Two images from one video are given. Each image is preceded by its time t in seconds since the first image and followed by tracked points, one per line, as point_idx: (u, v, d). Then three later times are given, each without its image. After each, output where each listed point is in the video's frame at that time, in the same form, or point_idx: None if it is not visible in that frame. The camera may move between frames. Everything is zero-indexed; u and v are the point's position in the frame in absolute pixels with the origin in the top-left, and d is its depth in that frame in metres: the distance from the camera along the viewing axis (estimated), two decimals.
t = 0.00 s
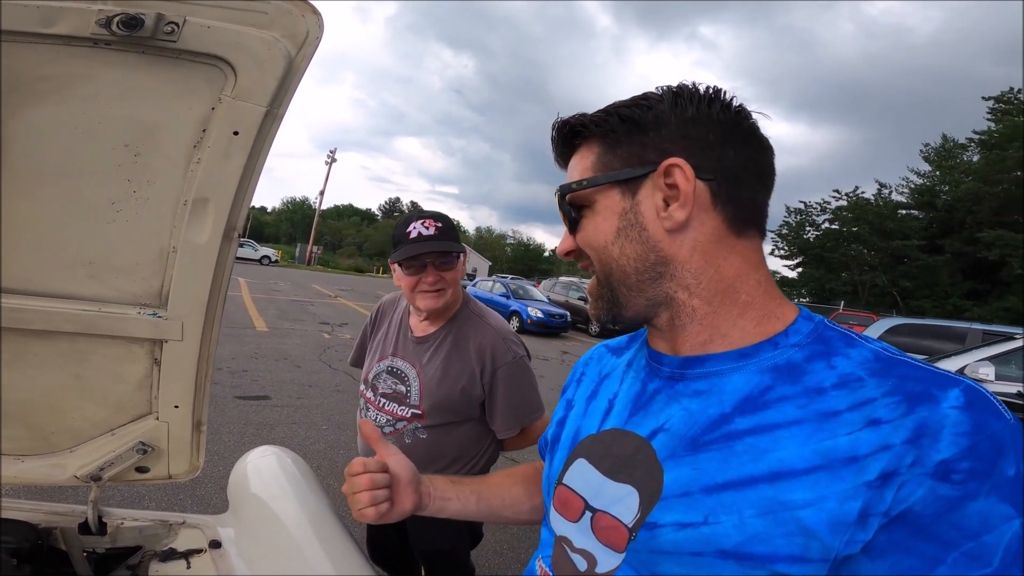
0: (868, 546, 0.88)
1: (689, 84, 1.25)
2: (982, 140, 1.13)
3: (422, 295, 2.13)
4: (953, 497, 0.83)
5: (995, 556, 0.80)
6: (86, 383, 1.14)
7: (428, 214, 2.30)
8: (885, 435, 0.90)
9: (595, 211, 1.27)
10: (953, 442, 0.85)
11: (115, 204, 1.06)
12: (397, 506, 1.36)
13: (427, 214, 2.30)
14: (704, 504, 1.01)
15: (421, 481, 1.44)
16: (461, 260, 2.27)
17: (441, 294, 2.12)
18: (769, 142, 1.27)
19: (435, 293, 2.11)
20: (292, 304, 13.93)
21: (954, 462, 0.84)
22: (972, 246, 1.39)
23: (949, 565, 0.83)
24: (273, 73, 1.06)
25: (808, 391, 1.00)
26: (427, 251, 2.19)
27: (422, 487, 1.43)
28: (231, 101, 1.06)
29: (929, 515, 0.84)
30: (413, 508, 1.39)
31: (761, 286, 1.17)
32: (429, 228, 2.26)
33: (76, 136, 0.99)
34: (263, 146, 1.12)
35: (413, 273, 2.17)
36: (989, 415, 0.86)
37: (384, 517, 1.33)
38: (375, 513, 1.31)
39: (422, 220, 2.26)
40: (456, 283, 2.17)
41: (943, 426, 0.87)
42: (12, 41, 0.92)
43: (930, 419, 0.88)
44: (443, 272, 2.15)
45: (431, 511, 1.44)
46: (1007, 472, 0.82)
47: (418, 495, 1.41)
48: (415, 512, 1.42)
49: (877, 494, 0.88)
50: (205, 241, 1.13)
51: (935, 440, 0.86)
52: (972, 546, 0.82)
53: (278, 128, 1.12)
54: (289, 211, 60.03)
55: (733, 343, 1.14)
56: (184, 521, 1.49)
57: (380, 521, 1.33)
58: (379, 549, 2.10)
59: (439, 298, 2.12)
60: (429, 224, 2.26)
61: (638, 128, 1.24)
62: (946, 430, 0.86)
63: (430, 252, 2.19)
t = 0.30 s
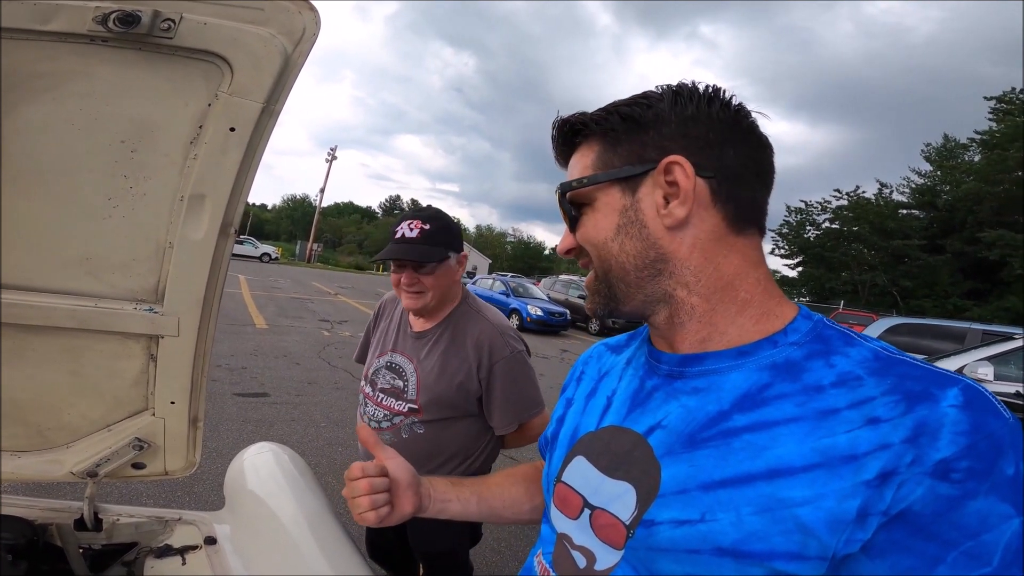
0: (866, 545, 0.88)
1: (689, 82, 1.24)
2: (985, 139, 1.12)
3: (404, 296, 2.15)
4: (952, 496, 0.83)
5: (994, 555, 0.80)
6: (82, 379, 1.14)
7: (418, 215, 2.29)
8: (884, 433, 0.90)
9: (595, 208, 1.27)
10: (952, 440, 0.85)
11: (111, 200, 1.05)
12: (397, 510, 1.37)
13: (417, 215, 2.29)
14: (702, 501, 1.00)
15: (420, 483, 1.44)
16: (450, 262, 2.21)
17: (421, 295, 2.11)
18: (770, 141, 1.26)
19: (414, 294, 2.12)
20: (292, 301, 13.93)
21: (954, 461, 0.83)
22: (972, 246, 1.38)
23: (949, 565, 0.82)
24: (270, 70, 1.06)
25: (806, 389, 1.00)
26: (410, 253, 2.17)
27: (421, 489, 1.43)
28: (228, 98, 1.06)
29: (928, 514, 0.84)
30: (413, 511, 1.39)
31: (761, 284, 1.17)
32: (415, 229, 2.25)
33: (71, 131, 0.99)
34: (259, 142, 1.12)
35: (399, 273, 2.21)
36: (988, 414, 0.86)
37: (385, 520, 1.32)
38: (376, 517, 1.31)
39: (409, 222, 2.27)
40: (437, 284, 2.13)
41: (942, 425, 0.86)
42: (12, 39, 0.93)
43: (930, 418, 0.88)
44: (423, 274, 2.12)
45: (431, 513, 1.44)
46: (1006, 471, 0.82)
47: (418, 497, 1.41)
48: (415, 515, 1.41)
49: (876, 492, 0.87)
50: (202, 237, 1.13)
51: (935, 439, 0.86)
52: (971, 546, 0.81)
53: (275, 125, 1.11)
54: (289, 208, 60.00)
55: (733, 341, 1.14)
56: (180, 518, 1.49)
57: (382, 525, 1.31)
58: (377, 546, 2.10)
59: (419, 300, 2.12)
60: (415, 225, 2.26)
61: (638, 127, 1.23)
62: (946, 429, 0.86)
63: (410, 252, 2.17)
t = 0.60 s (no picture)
0: (868, 546, 0.88)
1: (693, 82, 1.24)
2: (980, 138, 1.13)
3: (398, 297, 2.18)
4: (954, 496, 0.83)
5: (996, 556, 0.80)
6: (77, 379, 1.13)
7: (414, 218, 2.24)
8: (885, 434, 0.89)
9: (598, 206, 1.26)
10: (954, 441, 0.85)
11: (105, 199, 1.04)
12: (399, 512, 1.36)
13: (413, 218, 2.24)
14: (703, 501, 1.00)
15: (422, 484, 1.43)
16: (440, 270, 2.12)
17: (410, 300, 2.12)
18: (773, 141, 1.26)
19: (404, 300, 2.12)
20: (289, 299, 13.90)
21: (955, 462, 0.83)
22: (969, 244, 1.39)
23: (950, 565, 0.82)
24: (265, 67, 1.05)
25: (807, 390, 1.00)
26: (401, 255, 2.13)
27: (423, 490, 1.42)
28: (223, 96, 1.05)
29: (930, 515, 0.84)
30: (415, 512, 1.38)
31: (763, 284, 1.16)
32: (408, 234, 2.21)
33: (64, 130, 0.98)
34: (255, 141, 1.11)
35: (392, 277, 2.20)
36: (990, 415, 0.86)
37: (387, 522, 1.32)
38: (379, 518, 1.30)
39: (404, 226, 2.23)
40: (424, 291, 2.09)
41: (944, 426, 0.86)
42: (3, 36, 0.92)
43: (931, 419, 0.88)
44: (410, 280, 2.09)
45: (433, 514, 1.44)
46: (1009, 472, 0.81)
47: (420, 500, 1.40)
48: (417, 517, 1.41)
49: (878, 493, 0.87)
50: (197, 236, 1.12)
51: (936, 439, 0.86)
52: (973, 546, 0.81)
53: (271, 123, 1.10)
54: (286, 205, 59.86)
55: (735, 340, 1.14)
56: (177, 518, 1.48)
57: (384, 527, 1.31)
58: (375, 545, 2.10)
59: (409, 303, 2.13)
60: (410, 229, 2.22)
61: (641, 125, 1.23)
62: (947, 430, 0.86)
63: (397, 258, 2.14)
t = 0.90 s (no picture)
0: (868, 546, 0.88)
1: (699, 81, 1.25)
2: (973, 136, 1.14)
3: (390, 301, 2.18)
4: (954, 496, 0.83)
5: (995, 555, 0.81)
6: (71, 380, 1.12)
7: (395, 221, 2.24)
8: (886, 433, 0.89)
9: (608, 205, 1.24)
10: (954, 441, 0.85)
11: (97, 198, 1.03)
12: (396, 512, 1.35)
13: (394, 221, 2.24)
14: (703, 501, 1.00)
15: (419, 485, 1.43)
16: (429, 269, 2.12)
17: (402, 303, 2.11)
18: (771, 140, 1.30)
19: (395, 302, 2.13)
20: (285, 298, 13.85)
21: (955, 461, 0.83)
22: (964, 241, 1.39)
23: (950, 565, 0.83)
24: (257, 65, 1.04)
25: (807, 389, 1.00)
26: (389, 259, 2.13)
27: (420, 491, 1.42)
28: (215, 94, 1.04)
29: (930, 515, 0.84)
30: (412, 513, 1.38)
31: (766, 285, 1.17)
32: (390, 236, 2.21)
33: (54, 129, 0.97)
34: (248, 140, 1.10)
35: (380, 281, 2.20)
36: (989, 415, 0.86)
37: (384, 522, 1.31)
38: (377, 519, 1.29)
39: (386, 229, 2.23)
40: (413, 292, 2.09)
41: (944, 426, 0.86)
42: None
43: (931, 418, 0.88)
44: (401, 284, 2.08)
45: (430, 514, 1.44)
46: (1008, 472, 0.82)
47: (416, 499, 1.40)
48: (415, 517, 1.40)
49: (878, 492, 0.87)
50: (189, 235, 1.11)
51: (936, 439, 0.86)
52: (972, 546, 0.82)
53: (263, 122, 1.09)
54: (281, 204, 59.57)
55: (737, 341, 1.14)
56: (173, 519, 1.47)
57: (382, 527, 1.30)
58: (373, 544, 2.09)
59: (402, 306, 2.12)
60: (392, 232, 2.22)
61: (653, 121, 1.21)
62: (947, 430, 0.86)
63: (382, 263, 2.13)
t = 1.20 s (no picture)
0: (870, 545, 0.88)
1: (711, 79, 1.26)
2: (976, 134, 1.13)
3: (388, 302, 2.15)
4: (956, 496, 0.83)
5: (996, 555, 0.80)
6: (73, 378, 1.12)
7: (381, 219, 2.24)
8: (888, 432, 0.89)
9: (627, 202, 1.20)
10: (956, 440, 0.84)
11: (97, 196, 1.03)
12: (392, 512, 1.36)
13: (380, 220, 2.25)
14: (703, 499, 1.00)
15: (414, 484, 1.43)
16: (423, 260, 2.15)
17: (402, 300, 2.10)
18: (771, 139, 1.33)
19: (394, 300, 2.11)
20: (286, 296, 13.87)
21: (957, 461, 0.83)
22: (966, 240, 1.39)
23: (951, 565, 0.82)
24: (257, 63, 1.04)
25: (808, 388, 1.00)
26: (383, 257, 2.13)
27: (416, 491, 1.42)
28: (215, 92, 1.04)
29: (932, 514, 0.84)
30: (409, 512, 1.38)
31: (772, 285, 1.18)
32: (379, 234, 2.21)
33: (54, 127, 0.97)
34: (248, 139, 1.10)
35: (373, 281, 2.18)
36: (990, 415, 0.86)
37: (381, 523, 1.32)
38: (372, 519, 1.30)
39: (373, 228, 2.23)
40: (412, 286, 2.09)
41: (947, 425, 0.86)
42: None
43: (934, 417, 0.87)
44: (397, 278, 2.09)
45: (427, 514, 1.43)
46: (1008, 471, 0.81)
47: (413, 498, 1.40)
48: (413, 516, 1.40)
49: (880, 492, 0.87)
50: (189, 233, 1.11)
51: (938, 438, 0.86)
52: (974, 545, 0.81)
53: (263, 120, 1.09)
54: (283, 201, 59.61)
55: (741, 340, 1.14)
56: (174, 517, 1.47)
57: (379, 528, 1.31)
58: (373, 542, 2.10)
59: (402, 304, 2.11)
60: (380, 230, 2.22)
61: (674, 117, 1.20)
62: (949, 429, 0.86)
63: (377, 260, 2.13)
